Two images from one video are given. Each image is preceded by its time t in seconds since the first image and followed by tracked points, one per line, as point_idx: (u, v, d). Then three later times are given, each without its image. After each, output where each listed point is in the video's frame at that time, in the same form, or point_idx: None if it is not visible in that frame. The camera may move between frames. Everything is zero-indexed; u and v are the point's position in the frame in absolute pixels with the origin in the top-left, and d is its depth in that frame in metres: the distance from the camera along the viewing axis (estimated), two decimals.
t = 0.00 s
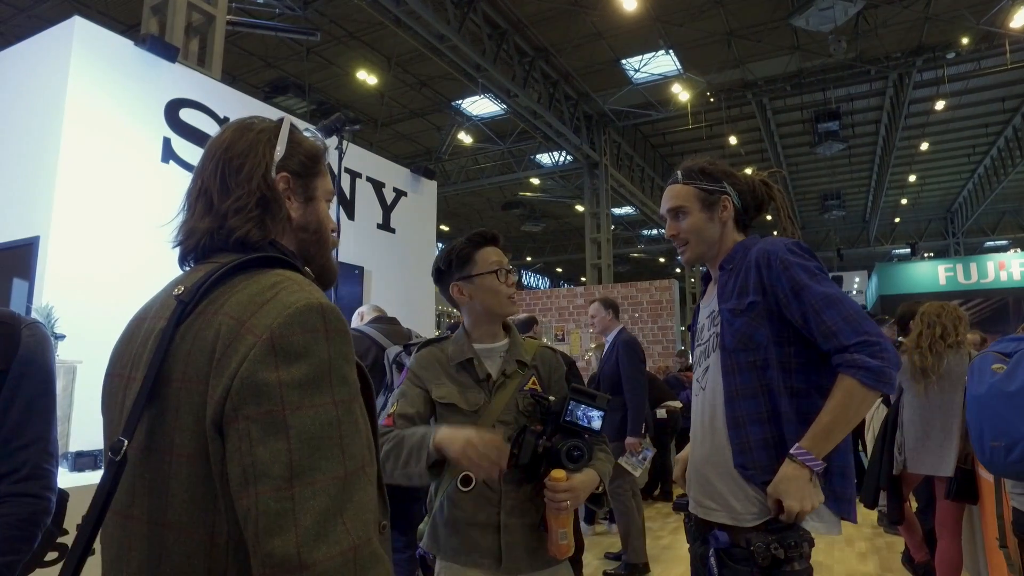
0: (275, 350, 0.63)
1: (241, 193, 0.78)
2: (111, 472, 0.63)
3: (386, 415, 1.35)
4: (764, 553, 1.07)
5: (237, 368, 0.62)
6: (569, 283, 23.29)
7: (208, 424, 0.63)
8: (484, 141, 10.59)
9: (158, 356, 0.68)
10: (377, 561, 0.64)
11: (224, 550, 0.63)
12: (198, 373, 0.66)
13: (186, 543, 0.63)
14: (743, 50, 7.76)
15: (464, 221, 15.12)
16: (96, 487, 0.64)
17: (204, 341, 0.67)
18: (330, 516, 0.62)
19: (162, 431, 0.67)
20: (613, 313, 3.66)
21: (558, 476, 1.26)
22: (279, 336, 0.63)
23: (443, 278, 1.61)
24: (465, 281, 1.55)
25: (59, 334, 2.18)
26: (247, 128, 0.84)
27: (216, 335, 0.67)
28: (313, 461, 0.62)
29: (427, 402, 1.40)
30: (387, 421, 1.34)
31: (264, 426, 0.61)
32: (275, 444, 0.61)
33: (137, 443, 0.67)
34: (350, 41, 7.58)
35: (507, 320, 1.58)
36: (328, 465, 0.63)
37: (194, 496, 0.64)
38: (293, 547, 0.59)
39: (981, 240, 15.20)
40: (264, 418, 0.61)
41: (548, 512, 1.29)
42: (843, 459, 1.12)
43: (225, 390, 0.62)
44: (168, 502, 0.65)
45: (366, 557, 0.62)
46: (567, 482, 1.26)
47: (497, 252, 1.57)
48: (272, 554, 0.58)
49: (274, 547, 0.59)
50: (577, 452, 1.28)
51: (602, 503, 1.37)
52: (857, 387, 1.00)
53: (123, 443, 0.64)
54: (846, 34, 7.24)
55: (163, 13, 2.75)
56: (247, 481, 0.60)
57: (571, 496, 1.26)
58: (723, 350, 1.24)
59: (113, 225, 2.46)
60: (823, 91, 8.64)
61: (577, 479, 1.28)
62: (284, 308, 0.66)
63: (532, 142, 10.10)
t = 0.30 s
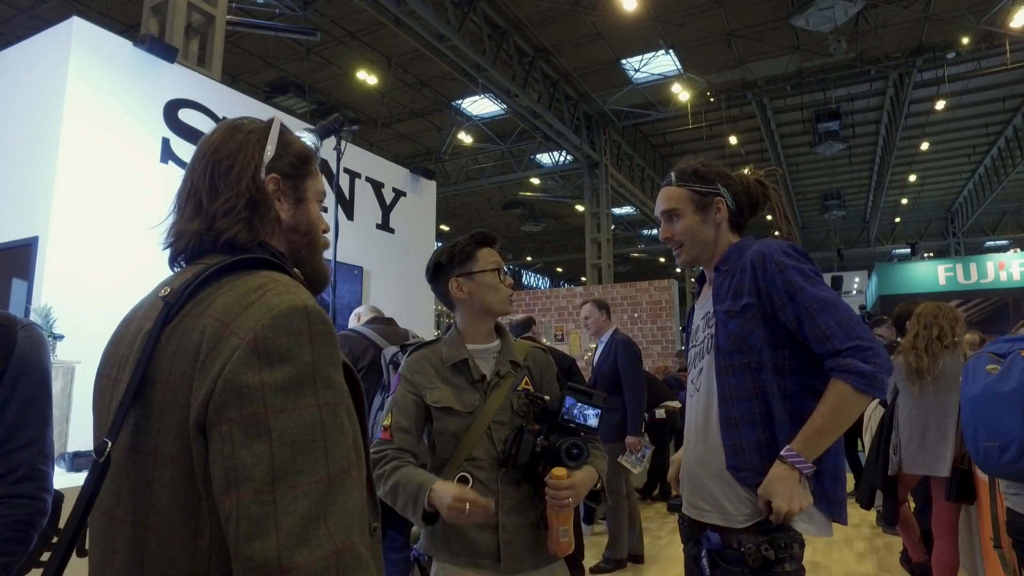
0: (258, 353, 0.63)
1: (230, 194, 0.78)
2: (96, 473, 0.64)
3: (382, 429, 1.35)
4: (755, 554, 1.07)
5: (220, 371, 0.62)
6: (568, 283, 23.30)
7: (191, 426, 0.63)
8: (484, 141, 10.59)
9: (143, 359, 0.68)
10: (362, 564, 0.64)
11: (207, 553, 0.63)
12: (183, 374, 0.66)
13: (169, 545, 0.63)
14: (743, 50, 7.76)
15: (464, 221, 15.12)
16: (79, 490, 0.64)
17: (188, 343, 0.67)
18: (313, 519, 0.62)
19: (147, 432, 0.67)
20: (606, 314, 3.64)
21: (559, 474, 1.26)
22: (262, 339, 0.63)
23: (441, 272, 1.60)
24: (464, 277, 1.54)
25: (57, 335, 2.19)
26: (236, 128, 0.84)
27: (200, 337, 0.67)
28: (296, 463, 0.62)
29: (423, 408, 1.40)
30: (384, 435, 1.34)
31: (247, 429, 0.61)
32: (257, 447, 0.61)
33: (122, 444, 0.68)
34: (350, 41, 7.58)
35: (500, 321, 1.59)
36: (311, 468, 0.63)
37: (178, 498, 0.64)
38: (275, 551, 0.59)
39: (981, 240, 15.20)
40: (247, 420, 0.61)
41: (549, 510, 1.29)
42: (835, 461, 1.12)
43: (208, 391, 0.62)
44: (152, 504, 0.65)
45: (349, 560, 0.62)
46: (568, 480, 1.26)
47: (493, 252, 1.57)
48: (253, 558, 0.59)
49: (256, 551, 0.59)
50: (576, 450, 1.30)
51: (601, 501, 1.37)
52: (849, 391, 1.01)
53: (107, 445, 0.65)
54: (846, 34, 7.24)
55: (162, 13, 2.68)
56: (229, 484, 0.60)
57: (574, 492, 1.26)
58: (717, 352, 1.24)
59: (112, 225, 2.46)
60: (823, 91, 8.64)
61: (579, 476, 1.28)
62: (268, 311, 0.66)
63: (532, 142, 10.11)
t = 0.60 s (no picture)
0: (241, 357, 0.64)
1: (220, 196, 0.79)
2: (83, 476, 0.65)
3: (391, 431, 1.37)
4: (754, 555, 1.09)
5: (203, 375, 0.63)
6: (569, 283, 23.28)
7: (175, 430, 0.64)
8: (484, 141, 10.59)
9: (130, 362, 0.69)
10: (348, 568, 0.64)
11: (193, 558, 0.64)
12: (168, 378, 0.67)
13: (154, 549, 0.64)
14: (743, 50, 7.77)
15: (464, 221, 15.12)
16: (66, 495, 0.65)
17: (172, 348, 0.68)
18: (297, 525, 0.62)
19: (132, 437, 0.68)
20: (600, 315, 3.65)
21: (564, 474, 1.27)
22: (244, 342, 0.64)
23: (438, 278, 1.60)
24: (462, 282, 1.55)
25: (57, 336, 2.19)
26: (228, 128, 0.84)
27: (184, 342, 0.67)
28: (280, 468, 0.63)
29: (430, 412, 1.41)
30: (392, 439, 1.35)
31: (230, 434, 0.62)
32: (239, 452, 0.62)
33: (108, 449, 0.69)
34: (350, 41, 7.59)
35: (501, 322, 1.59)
36: (295, 472, 0.64)
37: (163, 503, 0.65)
38: (256, 560, 0.59)
39: (981, 239, 15.21)
40: (229, 425, 0.62)
41: (554, 509, 1.30)
42: (833, 462, 1.13)
43: (192, 395, 0.63)
44: (137, 510, 0.66)
45: (334, 566, 0.63)
46: (572, 480, 1.27)
47: (493, 253, 1.58)
48: (235, 565, 0.59)
49: (237, 557, 0.59)
50: (579, 450, 1.30)
51: (606, 500, 1.37)
52: (850, 380, 1.01)
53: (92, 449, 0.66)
54: (846, 33, 7.25)
55: (162, 13, 2.70)
56: (211, 491, 0.61)
57: (578, 493, 1.27)
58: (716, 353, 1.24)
59: (111, 225, 2.46)
60: (823, 91, 8.64)
61: (583, 476, 1.29)
62: (252, 314, 0.66)
63: (532, 142, 10.11)
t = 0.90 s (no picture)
0: (242, 358, 0.63)
1: (221, 196, 0.79)
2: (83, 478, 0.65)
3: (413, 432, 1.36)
4: (753, 557, 1.09)
5: (204, 378, 0.63)
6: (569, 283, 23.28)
7: (175, 432, 0.64)
8: (484, 141, 10.59)
9: (129, 365, 0.68)
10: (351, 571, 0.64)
11: (193, 562, 0.63)
12: (168, 380, 0.66)
13: (153, 553, 0.64)
14: (743, 50, 7.76)
15: (465, 221, 15.12)
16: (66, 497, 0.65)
17: (174, 349, 0.68)
18: (300, 528, 0.62)
19: (132, 440, 0.67)
20: (593, 316, 3.67)
21: (572, 474, 1.26)
22: (245, 343, 0.64)
23: (451, 275, 1.60)
24: (473, 279, 1.54)
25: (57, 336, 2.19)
26: (227, 130, 0.84)
27: (185, 343, 0.67)
28: (282, 471, 0.63)
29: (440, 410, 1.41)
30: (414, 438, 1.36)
31: (231, 436, 0.61)
32: (241, 453, 0.61)
33: (107, 451, 0.68)
34: (351, 41, 7.58)
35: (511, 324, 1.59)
36: (297, 474, 0.63)
37: (162, 505, 0.64)
38: (258, 563, 0.59)
39: (982, 239, 15.20)
40: (231, 427, 0.62)
41: (562, 509, 1.30)
42: (837, 465, 1.13)
43: (193, 397, 0.63)
44: (136, 513, 0.65)
45: (336, 570, 0.62)
46: (581, 481, 1.27)
47: (504, 254, 1.57)
48: (238, 568, 0.59)
49: (239, 560, 0.59)
50: (588, 451, 1.31)
51: (615, 502, 1.37)
52: (841, 387, 1.01)
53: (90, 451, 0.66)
54: (847, 33, 7.24)
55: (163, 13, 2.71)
56: (213, 493, 0.61)
57: (587, 493, 1.27)
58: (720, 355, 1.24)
59: (111, 227, 2.45)
60: (824, 91, 8.63)
61: (591, 477, 1.29)
62: (253, 316, 0.66)
63: (533, 142, 10.11)
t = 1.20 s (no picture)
0: (247, 361, 0.62)
1: (223, 197, 0.77)
2: (83, 483, 0.64)
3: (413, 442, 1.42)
4: (761, 561, 1.02)
5: (208, 380, 0.61)
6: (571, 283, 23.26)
7: (178, 436, 0.62)
8: (485, 141, 10.58)
9: (130, 369, 0.67)
10: None
11: (195, 567, 0.62)
12: (172, 382, 0.65)
13: (155, 559, 0.62)
14: (744, 50, 7.74)
15: (466, 221, 15.11)
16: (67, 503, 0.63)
17: (177, 351, 0.66)
18: (304, 533, 0.60)
19: (134, 443, 0.66)
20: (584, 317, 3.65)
21: (582, 479, 1.25)
22: (250, 346, 0.62)
23: (460, 277, 1.58)
24: (481, 283, 1.53)
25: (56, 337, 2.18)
26: (229, 132, 0.83)
27: (188, 345, 0.66)
28: (286, 475, 0.61)
29: (444, 416, 1.42)
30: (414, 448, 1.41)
31: (234, 439, 0.60)
32: (245, 458, 0.60)
33: (108, 455, 0.67)
34: (352, 42, 7.58)
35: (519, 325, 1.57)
36: (301, 479, 0.62)
37: (164, 510, 0.63)
38: (263, 568, 0.58)
39: (984, 240, 15.16)
40: (235, 430, 0.60)
41: (572, 513, 1.28)
42: (844, 470, 1.12)
43: (197, 400, 0.61)
44: (138, 518, 0.64)
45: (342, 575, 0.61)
46: (591, 484, 1.25)
47: (513, 255, 1.56)
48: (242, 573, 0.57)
49: (244, 565, 0.58)
50: (598, 455, 1.28)
51: (625, 505, 1.36)
52: (819, 422, 1.01)
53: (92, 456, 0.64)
54: (847, 33, 7.23)
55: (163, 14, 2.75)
56: (217, 497, 0.59)
57: (597, 497, 1.25)
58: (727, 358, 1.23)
59: (110, 227, 2.44)
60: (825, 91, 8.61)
61: (602, 481, 1.27)
62: (257, 318, 0.65)
63: (534, 142, 10.11)
